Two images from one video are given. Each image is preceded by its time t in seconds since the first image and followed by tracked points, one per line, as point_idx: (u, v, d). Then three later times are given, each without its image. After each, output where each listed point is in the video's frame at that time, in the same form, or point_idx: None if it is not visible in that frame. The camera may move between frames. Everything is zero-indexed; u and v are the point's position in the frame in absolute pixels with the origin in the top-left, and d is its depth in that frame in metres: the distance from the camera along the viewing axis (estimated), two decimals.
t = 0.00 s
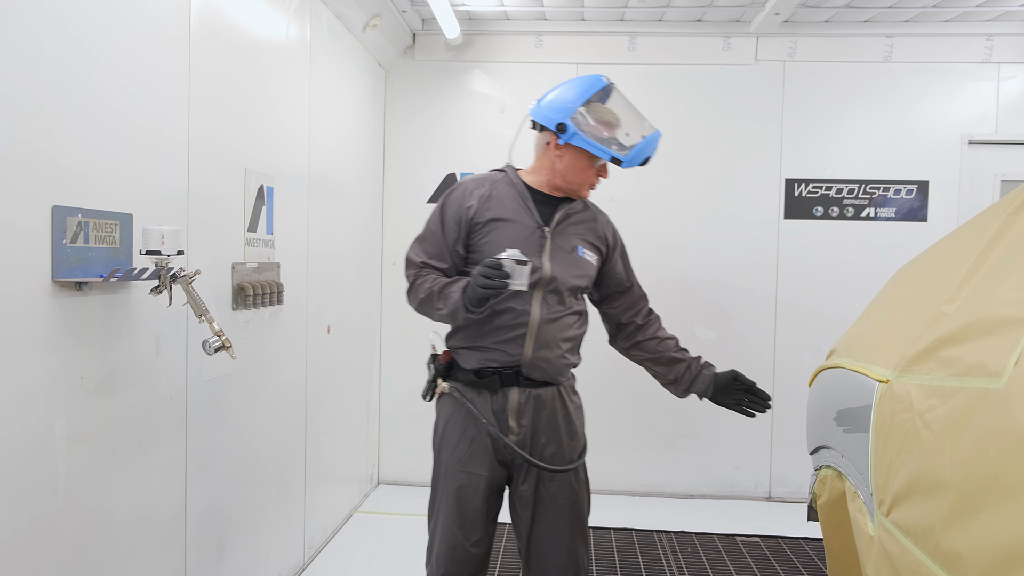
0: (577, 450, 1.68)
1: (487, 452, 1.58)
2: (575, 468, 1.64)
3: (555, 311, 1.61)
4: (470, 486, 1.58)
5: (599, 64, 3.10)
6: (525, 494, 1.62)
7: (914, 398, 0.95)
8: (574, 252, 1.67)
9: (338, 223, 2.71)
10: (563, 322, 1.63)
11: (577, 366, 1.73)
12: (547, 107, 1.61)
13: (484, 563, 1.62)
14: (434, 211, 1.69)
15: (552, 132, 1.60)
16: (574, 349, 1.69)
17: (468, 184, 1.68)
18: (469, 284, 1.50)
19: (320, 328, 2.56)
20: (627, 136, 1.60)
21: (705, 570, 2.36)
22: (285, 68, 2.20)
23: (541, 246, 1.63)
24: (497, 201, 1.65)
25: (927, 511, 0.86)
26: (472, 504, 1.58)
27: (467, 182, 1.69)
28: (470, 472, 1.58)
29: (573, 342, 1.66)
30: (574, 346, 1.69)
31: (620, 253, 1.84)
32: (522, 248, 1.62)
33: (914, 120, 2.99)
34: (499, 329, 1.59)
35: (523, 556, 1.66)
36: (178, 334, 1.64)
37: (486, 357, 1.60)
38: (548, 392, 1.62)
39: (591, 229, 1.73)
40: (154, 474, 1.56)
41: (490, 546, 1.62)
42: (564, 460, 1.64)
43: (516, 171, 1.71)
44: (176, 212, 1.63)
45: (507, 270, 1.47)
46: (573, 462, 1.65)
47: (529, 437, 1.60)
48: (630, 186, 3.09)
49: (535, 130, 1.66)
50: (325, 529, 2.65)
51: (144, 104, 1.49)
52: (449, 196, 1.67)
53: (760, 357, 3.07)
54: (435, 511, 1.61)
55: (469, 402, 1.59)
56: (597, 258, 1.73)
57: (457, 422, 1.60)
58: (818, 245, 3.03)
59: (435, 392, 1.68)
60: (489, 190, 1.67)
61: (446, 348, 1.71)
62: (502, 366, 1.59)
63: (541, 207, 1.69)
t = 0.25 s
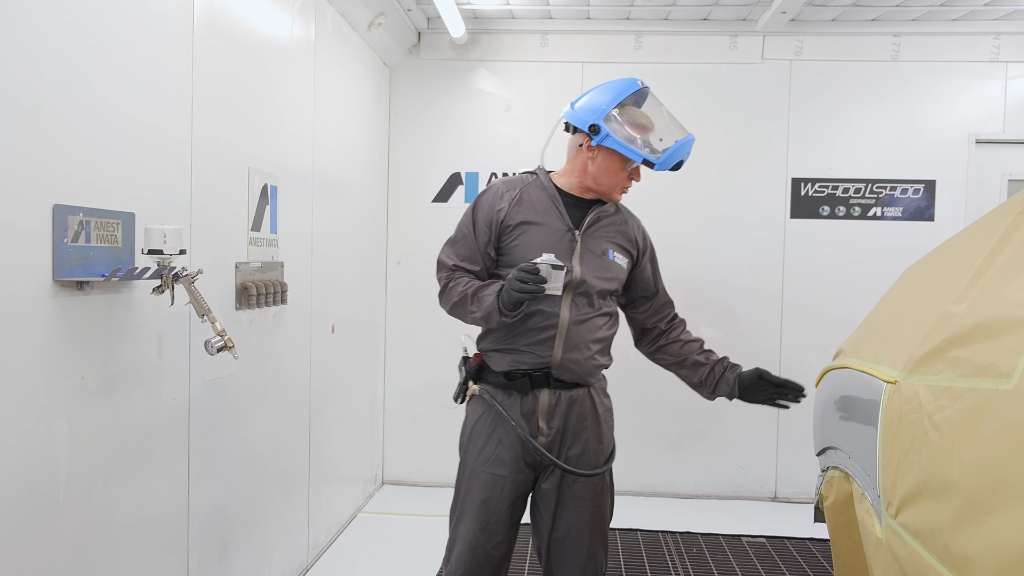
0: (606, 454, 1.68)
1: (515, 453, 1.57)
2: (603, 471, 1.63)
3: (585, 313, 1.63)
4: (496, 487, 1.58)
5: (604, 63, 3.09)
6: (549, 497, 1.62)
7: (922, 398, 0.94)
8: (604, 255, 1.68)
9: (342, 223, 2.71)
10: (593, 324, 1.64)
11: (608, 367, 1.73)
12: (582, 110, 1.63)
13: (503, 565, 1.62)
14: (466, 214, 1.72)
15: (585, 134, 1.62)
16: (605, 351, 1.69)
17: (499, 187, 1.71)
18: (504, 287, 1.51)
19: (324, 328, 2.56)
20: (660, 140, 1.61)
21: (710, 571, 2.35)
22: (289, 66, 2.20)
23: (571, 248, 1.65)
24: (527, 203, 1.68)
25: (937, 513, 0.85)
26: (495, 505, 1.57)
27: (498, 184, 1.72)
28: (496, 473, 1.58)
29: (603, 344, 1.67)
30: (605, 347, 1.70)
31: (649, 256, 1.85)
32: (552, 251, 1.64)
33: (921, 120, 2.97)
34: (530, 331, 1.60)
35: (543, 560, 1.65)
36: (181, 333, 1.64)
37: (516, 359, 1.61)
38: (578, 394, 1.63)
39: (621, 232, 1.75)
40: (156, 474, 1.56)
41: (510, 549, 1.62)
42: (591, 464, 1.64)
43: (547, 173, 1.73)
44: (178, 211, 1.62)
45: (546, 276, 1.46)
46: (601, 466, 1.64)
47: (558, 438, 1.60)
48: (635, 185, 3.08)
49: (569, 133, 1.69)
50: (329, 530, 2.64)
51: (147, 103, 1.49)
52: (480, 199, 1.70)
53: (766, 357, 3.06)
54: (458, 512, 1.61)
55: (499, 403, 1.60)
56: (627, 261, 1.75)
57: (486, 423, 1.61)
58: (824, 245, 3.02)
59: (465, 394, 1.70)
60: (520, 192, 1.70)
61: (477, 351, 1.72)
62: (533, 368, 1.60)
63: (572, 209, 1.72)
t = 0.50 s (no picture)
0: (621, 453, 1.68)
1: (532, 453, 1.56)
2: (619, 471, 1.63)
3: (599, 311, 1.62)
4: (511, 487, 1.57)
5: (605, 62, 3.08)
6: (563, 497, 1.61)
7: (926, 398, 0.93)
8: (617, 253, 1.68)
9: (342, 222, 2.70)
10: (607, 321, 1.63)
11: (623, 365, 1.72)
12: (588, 105, 1.63)
13: (515, 566, 1.61)
14: (478, 216, 1.72)
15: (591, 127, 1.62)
16: (619, 349, 1.69)
17: (509, 187, 1.70)
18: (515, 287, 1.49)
19: (323, 328, 2.54)
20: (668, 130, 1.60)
21: (711, 572, 2.34)
22: (287, 64, 2.19)
23: (583, 247, 1.64)
24: (538, 203, 1.68)
25: (940, 515, 0.84)
26: (510, 505, 1.56)
27: (508, 185, 1.71)
28: (512, 473, 1.57)
29: (617, 341, 1.67)
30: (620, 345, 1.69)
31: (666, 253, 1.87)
32: (564, 250, 1.64)
33: (922, 119, 2.96)
34: (545, 331, 1.59)
35: (555, 560, 1.65)
36: (178, 332, 1.63)
37: (532, 359, 1.60)
38: (595, 392, 1.62)
39: (634, 228, 1.74)
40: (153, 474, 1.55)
41: (523, 549, 1.61)
42: (606, 464, 1.63)
43: (556, 172, 1.73)
44: (174, 210, 1.61)
45: (554, 274, 1.45)
46: (617, 466, 1.64)
47: (575, 438, 1.59)
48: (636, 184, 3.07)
49: (576, 131, 1.69)
50: (328, 530, 2.63)
51: (143, 100, 1.48)
52: (491, 200, 1.70)
53: (767, 357, 3.05)
54: (471, 512, 1.59)
55: (515, 403, 1.59)
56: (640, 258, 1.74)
57: (502, 423, 1.59)
58: (825, 244, 3.01)
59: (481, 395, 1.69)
60: (530, 192, 1.69)
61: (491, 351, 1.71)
62: (548, 367, 1.59)
63: (582, 210, 1.70)
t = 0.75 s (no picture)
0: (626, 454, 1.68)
1: (540, 457, 1.55)
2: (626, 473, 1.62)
3: (604, 312, 1.61)
4: (517, 490, 1.56)
5: (604, 61, 3.07)
6: (569, 500, 1.61)
7: (929, 400, 0.92)
8: (620, 254, 1.67)
9: (339, 221, 2.68)
10: (612, 322, 1.62)
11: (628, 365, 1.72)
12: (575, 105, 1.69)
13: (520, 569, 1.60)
14: (480, 218, 1.71)
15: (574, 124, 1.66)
16: (624, 349, 1.68)
17: (511, 190, 1.69)
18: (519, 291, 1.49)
19: (320, 328, 2.53)
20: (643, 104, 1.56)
21: (710, 573, 2.33)
22: (284, 61, 2.17)
23: (585, 248, 1.63)
24: (540, 205, 1.67)
25: (944, 517, 0.83)
26: (516, 509, 1.55)
27: (509, 187, 1.71)
28: (518, 477, 1.56)
29: (622, 342, 1.66)
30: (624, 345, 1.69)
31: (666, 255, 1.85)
32: (566, 252, 1.63)
33: (921, 118, 2.96)
34: (550, 333, 1.59)
35: (559, 562, 1.64)
36: (173, 332, 1.62)
37: (538, 362, 1.59)
38: (601, 394, 1.62)
39: (635, 230, 1.73)
40: (148, 474, 1.54)
41: (529, 552, 1.60)
42: (612, 466, 1.62)
43: (558, 174, 1.72)
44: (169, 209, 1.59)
45: (558, 278, 1.46)
46: (623, 468, 1.64)
47: (581, 440, 1.59)
48: (635, 184, 3.07)
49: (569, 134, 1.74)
50: (325, 531, 2.62)
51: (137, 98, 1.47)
52: (492, 203, 1.69)
53: (766, 357, 3.05)
54: (476, 516, 1.58)
55: (521, 406, 1.58)
56: (642, 260, 1.73)
57: (508, 427, 1.58)
58: (823, 244, 3.01)
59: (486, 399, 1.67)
60: (532, 194, 1.68)
61: (495, 355, 1.69)
62: (554, 370, 1.58)
63: (584, 211, 1.70)
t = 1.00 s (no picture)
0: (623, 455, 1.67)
1: (536, 457, 1.54)
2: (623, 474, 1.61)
3: (602, 309, 1.59)
4: (513, 491, 1.54)
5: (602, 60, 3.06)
6: (565, 501, 1.59)
7: (933, 402, 0.91)
8: (616, 249, 1.66)
9: (335, 221, 2.66)
10: (610, 319, 1.61)
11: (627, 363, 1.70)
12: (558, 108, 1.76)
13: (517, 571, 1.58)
14: (475, 216, 1.70)
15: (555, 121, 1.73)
16: (622, 347, 1.66)
17: (506, 186, 1.68)
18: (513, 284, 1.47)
19: (317, 329, 2.51)
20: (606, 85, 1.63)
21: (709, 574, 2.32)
22: (280, 60, 2.15)
23: (581, 243, 1.62)
24: (535, 201, 1.66)
25: (950, 522, 0.82)
26: (512, 510, 1.54)
27: (504, 184, 1.70)
28: (514, 477, 1.54)
29: (620, 340, 1.64)
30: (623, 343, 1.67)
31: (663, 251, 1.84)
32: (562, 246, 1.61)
33: (919, 117, 2.96)
34: (547, 331, 1.57)
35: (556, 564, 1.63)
36: (167, 333, 1.60)
37: (534, 360, 1.57)
38: (599, 393, 1.60)
39: (632, 225, 1.72)
40: (141, 477, 1.52)
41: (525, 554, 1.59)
42: (609, 467, 1.61)
43: (552, 169, 1.72)
44: (163, 208, 1.57)
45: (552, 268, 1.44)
46: (620, 469, 1.62)
47: (578, 441, 1.57)
48: (633, 184, 3.06)
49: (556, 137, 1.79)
50: (321, 534, 2.60)
51: (130, 96, 1.45)
52: (487, 200, 1.68)
53: (765, 357, 3.04)
54: (472, 517, 1.57)
55: (518, 405, 1.56)
56: (640, 255, 1.72)
57: (505, 426, 1.56)
58: (822, 244, 3.00)
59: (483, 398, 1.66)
60: (527, 190, 1.67)
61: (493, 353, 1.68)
62: (551, 368, 1.56)
63: (580, 206, 1.69)
